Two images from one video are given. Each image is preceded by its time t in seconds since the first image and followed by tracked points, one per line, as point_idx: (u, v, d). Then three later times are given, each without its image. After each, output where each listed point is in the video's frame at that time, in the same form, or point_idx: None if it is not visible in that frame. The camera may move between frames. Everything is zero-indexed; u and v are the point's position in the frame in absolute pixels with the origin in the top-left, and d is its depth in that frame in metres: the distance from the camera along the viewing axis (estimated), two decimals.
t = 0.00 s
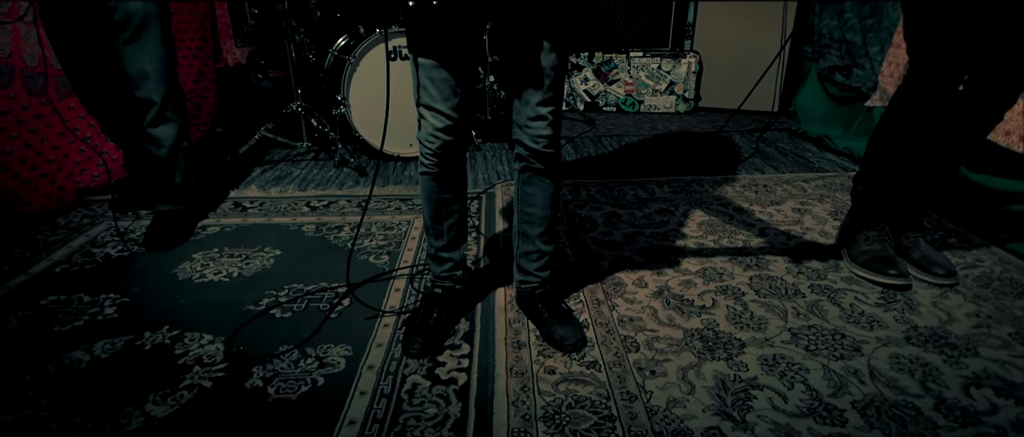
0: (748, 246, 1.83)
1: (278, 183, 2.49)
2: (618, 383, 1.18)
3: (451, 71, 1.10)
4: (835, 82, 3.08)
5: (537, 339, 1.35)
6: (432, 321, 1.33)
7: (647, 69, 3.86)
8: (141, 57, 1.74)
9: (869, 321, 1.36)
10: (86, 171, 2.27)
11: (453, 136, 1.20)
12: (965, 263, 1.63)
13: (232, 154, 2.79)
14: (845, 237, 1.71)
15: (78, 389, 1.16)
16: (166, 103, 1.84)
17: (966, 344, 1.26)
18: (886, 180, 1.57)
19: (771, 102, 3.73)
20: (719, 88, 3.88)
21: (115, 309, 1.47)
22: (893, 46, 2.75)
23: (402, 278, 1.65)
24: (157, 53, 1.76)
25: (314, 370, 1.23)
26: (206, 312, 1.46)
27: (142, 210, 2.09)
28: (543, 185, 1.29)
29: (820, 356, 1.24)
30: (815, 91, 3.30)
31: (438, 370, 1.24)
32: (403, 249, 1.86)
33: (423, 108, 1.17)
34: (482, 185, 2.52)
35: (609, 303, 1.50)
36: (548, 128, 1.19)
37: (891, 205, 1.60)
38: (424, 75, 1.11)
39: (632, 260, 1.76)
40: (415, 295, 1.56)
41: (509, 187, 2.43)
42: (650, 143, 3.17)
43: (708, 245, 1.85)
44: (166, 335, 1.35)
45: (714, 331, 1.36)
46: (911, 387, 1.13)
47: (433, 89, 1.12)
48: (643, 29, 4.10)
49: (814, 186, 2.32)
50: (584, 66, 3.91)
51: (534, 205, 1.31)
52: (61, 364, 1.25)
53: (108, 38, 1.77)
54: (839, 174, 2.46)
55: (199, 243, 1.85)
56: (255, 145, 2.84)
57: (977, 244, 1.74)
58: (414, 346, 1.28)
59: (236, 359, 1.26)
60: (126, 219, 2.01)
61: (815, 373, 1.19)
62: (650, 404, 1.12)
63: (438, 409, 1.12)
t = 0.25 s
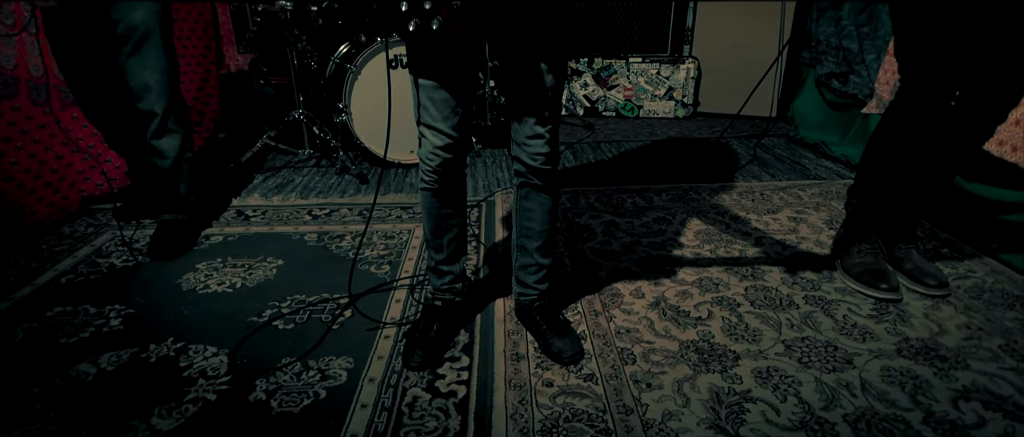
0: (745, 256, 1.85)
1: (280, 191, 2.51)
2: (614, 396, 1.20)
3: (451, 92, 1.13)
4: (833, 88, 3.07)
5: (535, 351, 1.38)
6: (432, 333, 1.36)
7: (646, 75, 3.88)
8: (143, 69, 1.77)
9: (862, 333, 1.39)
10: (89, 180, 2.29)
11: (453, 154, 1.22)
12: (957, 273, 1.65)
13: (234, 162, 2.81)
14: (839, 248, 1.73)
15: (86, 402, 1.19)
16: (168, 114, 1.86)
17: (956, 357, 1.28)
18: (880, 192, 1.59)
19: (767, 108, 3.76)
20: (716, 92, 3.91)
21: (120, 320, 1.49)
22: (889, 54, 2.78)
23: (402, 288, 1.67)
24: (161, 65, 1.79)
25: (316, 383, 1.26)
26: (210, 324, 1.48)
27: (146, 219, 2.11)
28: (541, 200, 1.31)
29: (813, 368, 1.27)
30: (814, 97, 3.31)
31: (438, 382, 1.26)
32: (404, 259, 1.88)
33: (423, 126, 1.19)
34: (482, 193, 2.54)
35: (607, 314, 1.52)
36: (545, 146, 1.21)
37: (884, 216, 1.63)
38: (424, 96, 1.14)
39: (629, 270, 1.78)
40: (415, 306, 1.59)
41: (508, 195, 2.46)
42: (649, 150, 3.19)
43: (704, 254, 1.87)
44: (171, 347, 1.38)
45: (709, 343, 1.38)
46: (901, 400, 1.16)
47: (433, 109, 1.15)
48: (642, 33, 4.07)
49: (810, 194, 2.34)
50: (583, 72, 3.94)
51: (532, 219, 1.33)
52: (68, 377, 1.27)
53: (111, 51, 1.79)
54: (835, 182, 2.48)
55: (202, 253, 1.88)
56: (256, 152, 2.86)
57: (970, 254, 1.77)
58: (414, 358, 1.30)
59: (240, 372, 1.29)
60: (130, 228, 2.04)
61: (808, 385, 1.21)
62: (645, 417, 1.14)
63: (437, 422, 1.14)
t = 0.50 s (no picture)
0: (742, 266, 1.87)
1: (282, 199, 2.54)
2: (612, 409, 1.22)
3: (452, 111, 1.15)
4: (830, 95, 3.08)
5: (535, 363, 1.40)
6: (432, 345, 1.38)
7: (645, 81, 3.90)
8: (147, 83, 1.82)
9: (855, 345, 1.41)
10: (94, 188, 2.30)
11: (453, 171, 1.24)
12: (951, 284, 1.68)
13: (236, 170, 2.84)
14: (834, 259, 1.75)
15: (93, 414, 1.21)
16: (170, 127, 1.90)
17: (948, 369, 1.31)
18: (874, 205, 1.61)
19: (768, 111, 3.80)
20: (716, 95, 3.95)
21: (126, 331, 1.51)
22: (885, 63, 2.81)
23: (403, 299, 1.69)
24: (165, 78, 1.84)
25: (319, 395, 1.28)
26: (214, 336, 1.50)
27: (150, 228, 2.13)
28: (540, 214, 1.33)
29: (807, 381, 1.29)
30: (811, 104, 3.32)
31: (439, 394, 1.29)
32: (405, 268, 1.91)
33: (425, 144, 1.22)
34: (482, 201, 2.56)
35: (605, 325, 1.54)
36: (545, 163, 1.23)
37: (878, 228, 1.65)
38: (425, 116, 1.16)
39: (627, 280, 1.80)
40: (416, 317, 1.61)
41: (508, 203, 2.48)
42: (648, 156, 3.22)
43: (701, 264, 1.89)
44: (176, 359, 1.40)
45: (706, 355, 1.40)
46: (893, 414, 1.18)
47: (434, 128, 1.17)
48: (642, 38, 3.94)
49: (807, 203, 2.37)
50: (583, 78, 3.96)
51: (531, 233, 1.35)
52: (75, 389, 1.29)
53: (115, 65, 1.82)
54: (832, 190, 2.50)
55: (205, 263, 1.90)
56: (258, 159, 2.89)
57: (964, 265, 1.79)
58: (415, 371, 1.33)
59: (244, 384, 1.31)
60: (134, 238, 2.06)
61: (802, 398, 1.23)
62: (642, 430, 1.17)
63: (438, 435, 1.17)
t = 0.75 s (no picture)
0: (739, 276, 1.90)
1: (283, 208, 2.56)
2: (611, 420, 1.25)
3: (453, 129, 1.17)
4: (826, 104, 3.13)
5: (535, 374, 1.42)
6: (434, 357, 1.40)
7: (643, 88, 3.93)
8: (149, 98, 1.85)
9: (850, 356, 1.43)
10: (97, 197, 2.32)
11: (454, 186, 1.27)
12: (945, 295, 1.70)
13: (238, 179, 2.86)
14: (830, 270, 1.78)
15: (100, 426, 1.23)
16: (172, 142, 1.92)
17: (941, 380, 1.33)
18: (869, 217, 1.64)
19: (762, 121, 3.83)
20: (711, 104, 3.99)
21: (132, 342, 1.53)
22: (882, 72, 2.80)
23: (405, 309, 1.71)
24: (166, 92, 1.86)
25: (323, 406, 1.30)
26: (219, 347, 1.52)
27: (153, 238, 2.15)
28: (540, 228, 1.35)
29: (803, 392, 1.31)
30: (808, 111, 3.35)
31: (440, 406, 1.31)
32: (406, 278, 1.93)
33: (428, 160, 1.25)
34: (482, 209, 2.59)
35: (604, 336, 1.56)
36: (544, 179, 1.26)
37: (873, 240, 1.67)
38: (428, 133, 1.19)
39: (626, 290, 1.83)
40: (418, 327, 1.63)
41: (508, 212, 2.51)
42: (646, 164, 3.25)
43: (699, 274, 1.91)
44: (181, 370, 1.42)
45: (703, 366, 1.42)
46: (887, 425, 1.20)
47: (437, 144, 1.20)
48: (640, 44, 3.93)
49: (803, 212, 2.40)
50: (582, 85, 4.01)
51: (531, 246, 1.37)
52: (83, 400, 1.31)
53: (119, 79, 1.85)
54: (828, 199, 2.53)
55: (208, 273, 1.92)
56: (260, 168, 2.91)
57: (958, 275, 1.82)
58: (417, 382, 1.35)
59: (248, 395, 1.33)
60: (138, 247, 2.08)
61: (798, 409, 1.26)
62: None
63: None
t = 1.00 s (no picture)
0: (737, 286, 1.92)
1: (285, 216, 2.58)
2: (611, 432, 1.27)
3: (456, 146, 1.19)
4: (823, 111, 3.16)
5: (535, 385, 1.44)
6: (436, 368, 1.42)
7: (642, 95, 3.97)
8: (155, 113, 1.85)
9: (847, 367, 1.45)
10: (101, 206, 2.34)
11: (457, 202, 1.28)
12: (940, 305, 1.72)
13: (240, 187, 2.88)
14: (827, 280, 1.80)
15: None
16: (179, 157, 1.93)
17: (936, 392, 1.35)
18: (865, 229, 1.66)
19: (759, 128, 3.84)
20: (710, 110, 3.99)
21: (137, 353, 1.55)
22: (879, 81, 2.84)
23: (407, 320, 1.73)
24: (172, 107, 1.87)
25: (326, 418, 1.32)
26: (223, 358, 1.54)
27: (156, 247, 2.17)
28: (540, 241, 1.37)
29: (800, 404, 1.33)
30: (805, 118, 3.38)
31: (443, 418, 1.33)
32: (408, 288, 1.94)
33: (430, 177, 1.27)
34: (482, 218, 2.61)
35: (603, 347, 1.58)
36: (544, 194, 1.27)
37: (870, 251, 1.69)
38: (430, 151, 1.21)
39: (625, 300, 1.84)
40: (420, 338, 1.65)
41: (508, 220, 2.53)
42: (645, 171, 3.27)
43: (697, 284, 1.93)
44: (186, 381, 1.44)
45: (702, 377, 1.44)
46: None
47: (439, 161, 1.22)
48: (638, 51, 3.95)
49: (800, 220, 2.42)
50: (581, 92, 4.04)
51: (532, 259, 1.39)
52: (89, 413, 1.33)
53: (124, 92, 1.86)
54: (825, 207, 2.56)
55: (212, 283, 1.94)
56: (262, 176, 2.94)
57: (953, 285, 1.84)
58: (419, 394, 1.37)
59: (253, 407, 1.35)
60: (141, 257, 2.10)
61: (795, 421, 1.27)
62: None
63: None
